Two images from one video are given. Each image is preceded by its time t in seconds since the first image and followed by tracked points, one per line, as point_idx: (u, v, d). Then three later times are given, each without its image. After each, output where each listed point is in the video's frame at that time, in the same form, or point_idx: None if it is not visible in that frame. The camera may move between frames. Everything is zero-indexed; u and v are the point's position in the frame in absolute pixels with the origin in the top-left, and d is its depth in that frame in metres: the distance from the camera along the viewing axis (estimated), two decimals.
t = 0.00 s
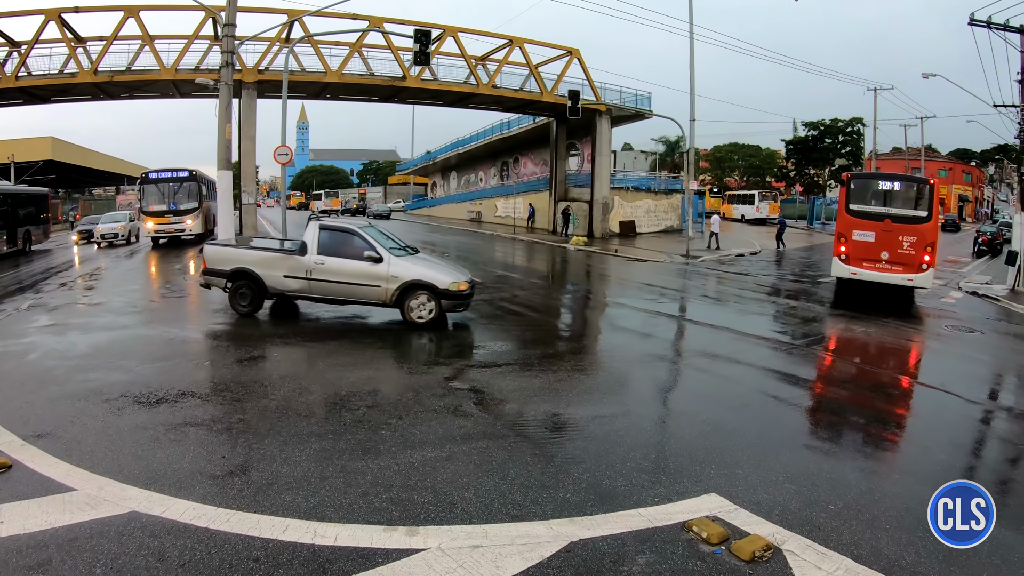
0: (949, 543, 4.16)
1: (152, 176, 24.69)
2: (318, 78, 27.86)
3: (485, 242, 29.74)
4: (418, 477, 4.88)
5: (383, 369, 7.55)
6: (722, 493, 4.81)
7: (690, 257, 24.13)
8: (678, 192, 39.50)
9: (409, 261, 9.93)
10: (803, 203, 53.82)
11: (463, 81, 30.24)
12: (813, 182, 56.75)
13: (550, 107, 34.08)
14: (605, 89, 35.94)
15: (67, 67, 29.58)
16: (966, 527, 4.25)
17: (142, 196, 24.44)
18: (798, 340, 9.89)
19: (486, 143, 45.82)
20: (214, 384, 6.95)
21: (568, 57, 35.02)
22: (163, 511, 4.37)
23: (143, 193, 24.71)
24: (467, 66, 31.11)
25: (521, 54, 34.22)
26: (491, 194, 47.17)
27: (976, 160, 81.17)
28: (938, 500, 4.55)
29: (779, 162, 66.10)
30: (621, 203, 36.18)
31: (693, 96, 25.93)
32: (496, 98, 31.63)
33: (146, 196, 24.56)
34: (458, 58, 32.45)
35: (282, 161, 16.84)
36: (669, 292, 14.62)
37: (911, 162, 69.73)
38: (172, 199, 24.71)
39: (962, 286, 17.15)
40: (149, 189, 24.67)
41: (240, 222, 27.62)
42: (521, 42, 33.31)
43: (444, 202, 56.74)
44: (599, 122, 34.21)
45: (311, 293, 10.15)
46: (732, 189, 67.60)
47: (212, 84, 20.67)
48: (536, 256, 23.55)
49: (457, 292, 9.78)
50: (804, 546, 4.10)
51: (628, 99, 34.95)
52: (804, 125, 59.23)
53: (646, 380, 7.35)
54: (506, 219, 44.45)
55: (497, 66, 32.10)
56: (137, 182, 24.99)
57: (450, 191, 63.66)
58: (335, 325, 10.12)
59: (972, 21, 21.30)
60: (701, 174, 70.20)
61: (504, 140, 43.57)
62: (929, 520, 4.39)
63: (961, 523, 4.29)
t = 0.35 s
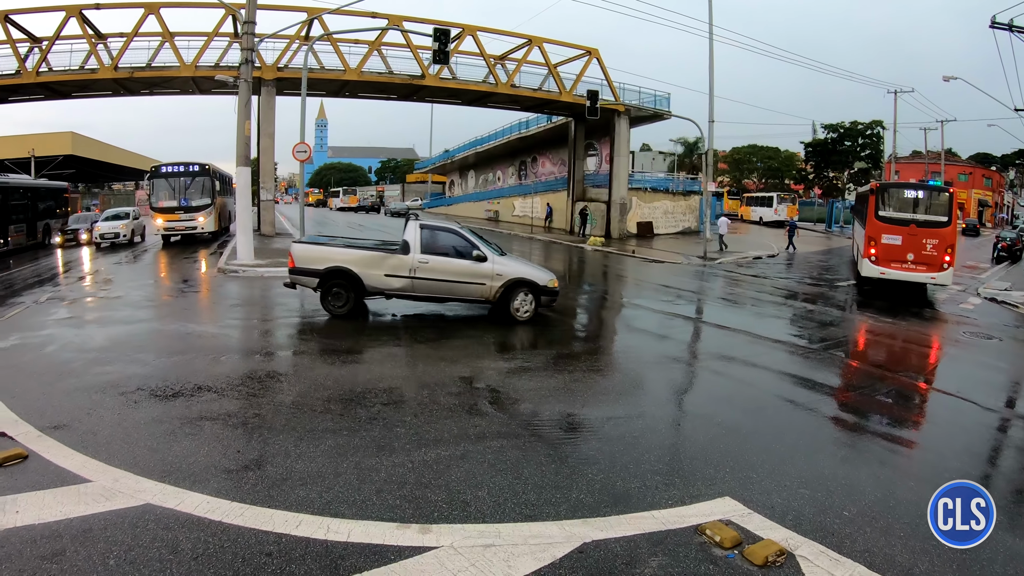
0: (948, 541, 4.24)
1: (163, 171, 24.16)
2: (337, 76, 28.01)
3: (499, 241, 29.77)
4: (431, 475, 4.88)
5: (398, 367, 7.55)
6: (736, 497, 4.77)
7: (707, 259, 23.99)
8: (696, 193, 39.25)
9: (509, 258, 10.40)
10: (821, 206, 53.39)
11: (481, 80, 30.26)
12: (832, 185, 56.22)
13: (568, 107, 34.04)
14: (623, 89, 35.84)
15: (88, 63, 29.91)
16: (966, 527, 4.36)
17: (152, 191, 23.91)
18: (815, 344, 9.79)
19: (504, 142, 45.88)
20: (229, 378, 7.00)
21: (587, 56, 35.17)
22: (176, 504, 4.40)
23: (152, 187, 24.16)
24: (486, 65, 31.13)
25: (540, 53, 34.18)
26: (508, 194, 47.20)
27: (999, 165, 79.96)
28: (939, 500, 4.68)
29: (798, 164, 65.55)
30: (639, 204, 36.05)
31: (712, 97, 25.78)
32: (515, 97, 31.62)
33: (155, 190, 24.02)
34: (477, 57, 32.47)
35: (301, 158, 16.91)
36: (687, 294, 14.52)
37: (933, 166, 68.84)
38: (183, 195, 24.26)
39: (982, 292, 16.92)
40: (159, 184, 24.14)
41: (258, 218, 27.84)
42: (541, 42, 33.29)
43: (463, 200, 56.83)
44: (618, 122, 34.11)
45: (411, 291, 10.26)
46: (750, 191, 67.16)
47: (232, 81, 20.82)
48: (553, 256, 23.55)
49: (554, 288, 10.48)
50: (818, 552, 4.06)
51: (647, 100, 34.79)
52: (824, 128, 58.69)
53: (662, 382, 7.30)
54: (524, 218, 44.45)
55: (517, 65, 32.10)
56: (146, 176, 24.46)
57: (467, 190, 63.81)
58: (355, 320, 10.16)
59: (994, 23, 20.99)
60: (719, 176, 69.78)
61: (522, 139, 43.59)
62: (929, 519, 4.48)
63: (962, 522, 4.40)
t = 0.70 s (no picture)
0: (949, 541, 4.27)
1: (162, 166, 22.80)
2: (349, 75, 28.10)
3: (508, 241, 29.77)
4: (439, 474, 4.88)
5: (407, 365, 7.57)
6: (744, 500, 4.76)
7: (718, 260, 23.89)
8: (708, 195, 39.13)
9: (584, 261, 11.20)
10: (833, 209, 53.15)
11: (493, 80, 30.28)
12: (844, 188, 55.94)
13: (581, 107, 34.00)
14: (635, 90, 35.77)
15: (101, 60, 30.08)
16: (966, 527, 4.39)
17: (151, 188, 22.58)
18: (825, 347, 9.74)
19: (516, 142, 45.90)
20: (239, 375, 7.03)
21: (599, 57, 35.11)
22: (184, 500, 4.41)
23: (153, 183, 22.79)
24: (498, 65, 31.14)
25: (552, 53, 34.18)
26: (520, 194, 47.19)
27: (1013, 170, 79.26)
28: (939, 500, 4.72)
29: (810, 166, 65.24)
30: (650, 205, 35.99)
31: (724, 99, 25.70)
32: (527, 97, 31.61)
33: (155, 187, 22.70)
34: (489, 56, 32.49)
35: (312, 156, 16.95)
36: (698, 296, 14.46)
37: (945, 170, 68.38)
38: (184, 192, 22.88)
39: (994, 297, 16.79)
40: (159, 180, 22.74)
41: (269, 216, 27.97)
42: (553, 42, 33.28)
43: (474, 199, 56.89)
44: (629, 122, 34.06)
45: (501, 291, 10.63)
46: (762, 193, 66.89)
47: (245, 79, 20.93)
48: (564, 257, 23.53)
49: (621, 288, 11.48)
50: (825, 557, 4.03)
51: (659, 100, 34.71)
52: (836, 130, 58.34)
53: (671, 384, 7.28)
54: (535, 218, 44.45)
55: (529, 65, 32.09)
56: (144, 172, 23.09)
57: (478, 189, 63.89)
58: (368, 318, 10.21)
59: (1009, 26, 20.79)
60: (731, 178, 69.53)
61: (534, 139, 43.63)
62: (930, 519, 4.53)
63: (962, 522, 4.44)
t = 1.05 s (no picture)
0: (949, 542, 4.27)
1: (160, 162, 20.92)
2: (358, 74, 28.17)
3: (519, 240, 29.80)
4: (448, 473, 4.89)
5: (416, 364, 7.58)
6: (753, 501, 4.74)
7: (727, 261, 23.84)
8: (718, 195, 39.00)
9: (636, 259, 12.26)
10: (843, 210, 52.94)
11: (503, 79, 30.30)
12: (853, 189, 55.64)
13: (590, 106, 33.94)
14: (645, 90, 35.73)
15: (111, 59, 30.24)
16: (966, 527, 4.40)
17: (148, 186, 20.67)
18: (835, 348, 9.69)
19: (525, 141, 45.89)
20: (248, 372, 7.06)
21: (609, 56, 35.09)
22: (193, 497, 4.43)
23: (150, 182, 20.96)
24: (507, 64, 31.15)
25: (562, 53, 34.17)
26: (529, 193, 47.19)
27: None
28: (939, 500, 4.72)
29: (820, 167, 64.95)
30: (659, 205, 35.92)
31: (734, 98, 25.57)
32: (537, 96, 31.55)
33: (152, 185, 20.79)
34: (499, 55, 32.50)
35: (322, 155, 16.99)
36: (707, 296, 14.43)
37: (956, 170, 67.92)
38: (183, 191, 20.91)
39: (1006, 299, 16.65)
40: (157, 178, 20.92)
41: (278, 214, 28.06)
42: (562, 42, 33.27)
43: (484, 199, 56.93)
44: (639, 122, 34.05)
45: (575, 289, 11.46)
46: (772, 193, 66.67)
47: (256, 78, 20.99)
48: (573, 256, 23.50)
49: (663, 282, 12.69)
50: (834, 558, 4.01)
51: (668, 100, 34.61)
52: (846, 130, 58.03)
53: (680, 384, 7.26)
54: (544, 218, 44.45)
55: (539, 65, 32.04)
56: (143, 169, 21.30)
57: (488, 188, 63.95)
58: (377, 317, 10.23)
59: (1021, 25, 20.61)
60: (741, 178, 69.29)
61: (543, 138, 43.63)
62: (930, 519, 4.52)
63: (962, 523, 4.44)
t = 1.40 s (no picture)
0: (950, 542, 4.28)
1: (154, 160, 18.93)
2: (366, 74, 28.21)
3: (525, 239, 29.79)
4: (456, 472, 4.89)
5: (424, 363, 7.58)
6: (761, 501, 4.72)
7: (735, 260, 23.78)
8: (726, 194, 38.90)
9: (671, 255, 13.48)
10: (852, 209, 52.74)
11: (510, 78, 30.29)
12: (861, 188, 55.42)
13: (597, 106, 33.89)
14: (653, 89, 35.66)
15: (119, 59, 30.34)
16: (966, 527, 4.46)
17: (142, 186, 18.69)
18: (844, 348, 9.63)
19: (532, 141, 45.88)
20: (256, 371, 7.08)
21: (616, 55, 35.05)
22: (201, 495, 4.44)
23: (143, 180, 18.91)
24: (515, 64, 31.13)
25: (569, 52, 34.13)
26: (537, 192, 47.15)
27: None
28: (939, 500, 4.81)
29: (828, 166, 64.69)
30: (667, 205, 35.84)
31: (742, 97, 25.48)
32: (544, 96, 31.53)
33: (146, 185, 18.81)
34: (506, 55, 32.49)
35: (330, 154, 17.00)
36: (715, 296, 14.39)
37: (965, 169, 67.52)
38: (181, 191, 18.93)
39: (1017, 299, 16.52)
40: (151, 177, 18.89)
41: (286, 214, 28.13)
42: (569, 41, 33.24)
43: (492, 198, 56.95)
44: (647, 122, 34.01)
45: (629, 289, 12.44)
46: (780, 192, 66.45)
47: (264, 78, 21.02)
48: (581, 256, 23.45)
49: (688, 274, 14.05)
50: (842, 560, 3.99)
51: (676, 100, 34.54)
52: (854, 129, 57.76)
53: (688, 384, 7.24)
54: (552, 218, 44.46)
55: (546, 64, 32.00)
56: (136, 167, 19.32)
57: (495, 188, 63.94)
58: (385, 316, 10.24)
59: None
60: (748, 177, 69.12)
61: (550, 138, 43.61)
62: (930, 519, 4.55)
63: (962, 523, 4.51)
